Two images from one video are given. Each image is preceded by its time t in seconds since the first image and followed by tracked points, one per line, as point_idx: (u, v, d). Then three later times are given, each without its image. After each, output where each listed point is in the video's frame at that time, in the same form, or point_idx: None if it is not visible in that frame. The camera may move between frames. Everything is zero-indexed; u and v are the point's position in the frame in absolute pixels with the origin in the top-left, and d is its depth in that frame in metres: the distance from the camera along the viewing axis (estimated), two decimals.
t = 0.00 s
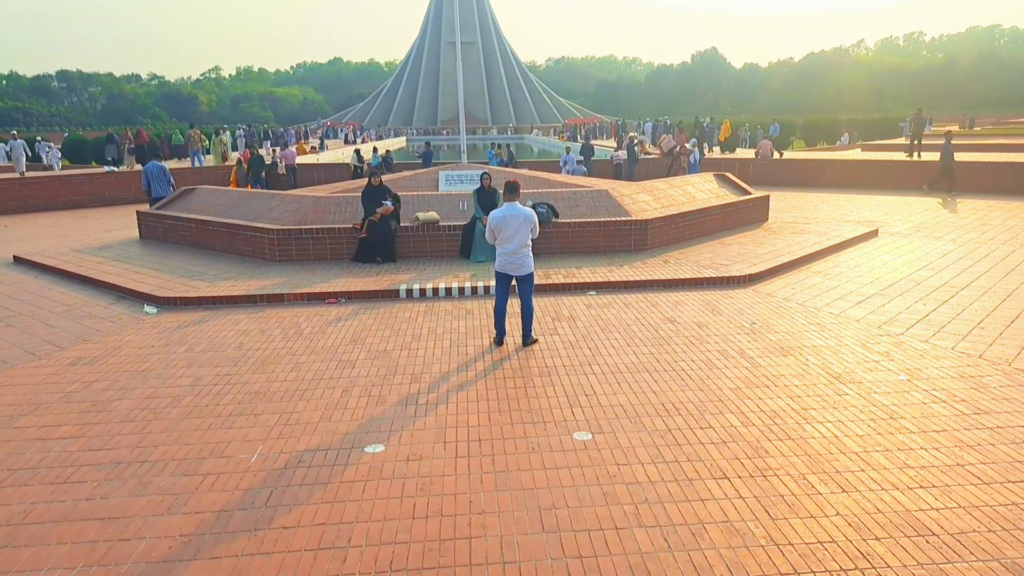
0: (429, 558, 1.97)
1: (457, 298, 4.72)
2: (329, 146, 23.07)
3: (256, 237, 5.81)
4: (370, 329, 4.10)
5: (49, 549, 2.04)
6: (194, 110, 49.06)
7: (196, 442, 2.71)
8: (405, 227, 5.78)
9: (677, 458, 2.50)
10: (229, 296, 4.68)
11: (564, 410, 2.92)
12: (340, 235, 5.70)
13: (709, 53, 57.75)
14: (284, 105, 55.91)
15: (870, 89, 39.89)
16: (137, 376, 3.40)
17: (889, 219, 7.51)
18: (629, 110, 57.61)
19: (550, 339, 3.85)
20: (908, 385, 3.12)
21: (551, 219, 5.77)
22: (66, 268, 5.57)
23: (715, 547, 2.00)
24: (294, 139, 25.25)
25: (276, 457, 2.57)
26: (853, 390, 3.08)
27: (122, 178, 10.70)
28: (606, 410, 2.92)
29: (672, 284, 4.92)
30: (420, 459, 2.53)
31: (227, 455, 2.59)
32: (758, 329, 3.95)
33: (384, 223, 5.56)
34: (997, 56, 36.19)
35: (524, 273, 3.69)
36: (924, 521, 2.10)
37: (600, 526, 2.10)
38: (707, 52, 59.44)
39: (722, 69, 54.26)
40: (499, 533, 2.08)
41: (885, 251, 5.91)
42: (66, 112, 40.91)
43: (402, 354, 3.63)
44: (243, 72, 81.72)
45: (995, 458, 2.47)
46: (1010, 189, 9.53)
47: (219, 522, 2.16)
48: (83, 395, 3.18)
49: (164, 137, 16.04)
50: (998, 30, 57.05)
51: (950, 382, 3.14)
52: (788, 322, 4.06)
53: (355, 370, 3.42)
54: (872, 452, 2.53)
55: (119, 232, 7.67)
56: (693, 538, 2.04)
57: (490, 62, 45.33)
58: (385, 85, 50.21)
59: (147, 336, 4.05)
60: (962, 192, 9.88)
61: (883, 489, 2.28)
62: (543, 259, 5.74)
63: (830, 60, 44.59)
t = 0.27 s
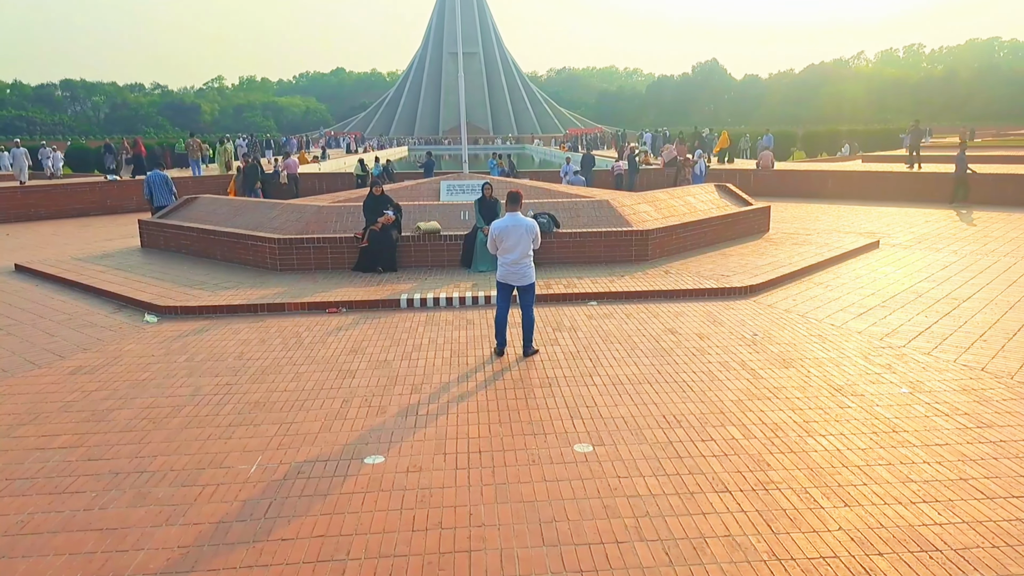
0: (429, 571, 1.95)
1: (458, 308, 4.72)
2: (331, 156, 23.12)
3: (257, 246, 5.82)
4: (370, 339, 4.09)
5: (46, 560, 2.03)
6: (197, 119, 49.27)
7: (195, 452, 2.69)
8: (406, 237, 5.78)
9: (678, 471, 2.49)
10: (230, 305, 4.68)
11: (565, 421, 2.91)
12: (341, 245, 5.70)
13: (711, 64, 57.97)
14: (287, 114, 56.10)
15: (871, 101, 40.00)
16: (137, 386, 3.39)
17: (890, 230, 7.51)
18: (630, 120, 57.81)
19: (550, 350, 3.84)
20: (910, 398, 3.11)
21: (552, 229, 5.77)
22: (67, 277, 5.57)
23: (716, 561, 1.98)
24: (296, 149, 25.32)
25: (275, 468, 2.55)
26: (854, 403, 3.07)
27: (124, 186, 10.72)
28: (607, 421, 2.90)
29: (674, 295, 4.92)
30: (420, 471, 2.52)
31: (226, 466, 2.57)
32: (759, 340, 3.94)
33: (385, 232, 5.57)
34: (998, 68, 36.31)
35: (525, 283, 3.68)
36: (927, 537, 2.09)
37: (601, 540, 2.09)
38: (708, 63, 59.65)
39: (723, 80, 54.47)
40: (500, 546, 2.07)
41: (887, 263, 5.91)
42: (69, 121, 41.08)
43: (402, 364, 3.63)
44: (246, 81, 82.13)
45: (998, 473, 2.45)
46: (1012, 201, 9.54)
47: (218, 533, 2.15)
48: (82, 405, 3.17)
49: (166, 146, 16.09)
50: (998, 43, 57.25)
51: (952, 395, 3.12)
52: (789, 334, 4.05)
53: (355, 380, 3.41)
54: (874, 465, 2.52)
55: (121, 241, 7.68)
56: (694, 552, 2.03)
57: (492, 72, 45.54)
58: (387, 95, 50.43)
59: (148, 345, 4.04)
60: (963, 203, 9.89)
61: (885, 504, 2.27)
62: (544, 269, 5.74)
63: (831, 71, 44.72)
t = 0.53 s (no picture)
0: None
1: (459, 319, 4.73)
2: (333, 167, 23.16)
3: (260, 256, 5.83)
4: (372, 349, 4.09)
5: (46, 570, 2.03)
6: (201, 129, 49.55)
7: (196, 462, 2.69)
8: (408, 247, 5.80)
9: (680, 485, 2.48)
10: (232, 315, 4.68)
11: (567, 434, 2.90)
12: (344, 255, 5.72)
13: (713, 76, 58.13)
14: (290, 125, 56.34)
15: (872, 114, 40.13)
16: (139, 395, 3.39)
17: (892, 243, 7.51)
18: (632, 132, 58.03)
19: (552, 361, 3.84)
20: (913, 412, 3.10)
21: (555, 240, 5.78)
22: (71, 286, 5.58)
23: None
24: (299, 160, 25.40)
25: (276, 478, 2.55)
26: (857, 417, 3.06)
27: (128, 196, 10.77)
28: (609, 434, 2.90)
29: (675, 307, 4.92)
30: (421, 483, 2.51)
31: (227, 476, 2.57)
32: (762, 353, 3.93)
33: (388, 243, 5.58)
34: (999, 82, 36.44)
35: (529, 294, 3.69)
36: (930, 553, 2.07)
37: (602, 554, 2.08)
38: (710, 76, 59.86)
39: (725, 92, 54.70)
40: (501, 559, 2.06)
41: (889, 276, 5.90)
42: (74, 130, 41.33)
43: (403, 375, 3.62)
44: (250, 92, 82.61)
45: (1002, 489, 2.44)
46: (1015, 215, 9.54)
47: (218, 544, 2.14)
48: (84, 414, 3.17)
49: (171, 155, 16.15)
50: (1000, 56, 57.43)
51: (955, 410, 3.11)
52: (791, 347, 4.04)
53: (356, 391, 3.41)
54: (877, 480, 2.51)
55: (124, 250, 7.70)
56: (696, 567, 2.01)
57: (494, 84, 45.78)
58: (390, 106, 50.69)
59: (150, 354, 4.04)
60: (964, 217, 9.90)
61: (888, 519, 2.26)
62: (545, 281, 5.74)
63: (832, 84, 44.87)
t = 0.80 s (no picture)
0: None
1: (462, 329, 4.72)
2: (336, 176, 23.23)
3: (263, 265, 5.83)
4: (374, 360, 4.08)
5: None
6: (205, 139, 49.79)
7: (196, 473, 2.68)
8: (411, 257, 5.80)
9: (683, 498, 2.46)
10: (235, 324, 4.68)
11: (570, 446, 2.89)
12: (347, 265, 5.72)
13: (716, 88, 58.31)
14: (294, 134, 56.59)
15: (875, 126, 40.22)
16: (140, 404, 3.38)
17: (896, 255, 7.50)
18: (635, 143, 58.19)
19: (554, 372, 3.82)
20: (918, 427, 3.07)
21: (558, 250, 5.79)
22: (73, 294, 5.59)
23: None
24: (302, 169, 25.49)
25: (277, 490, 2.53)
26: (862, 431, 3.04)
27: (131, 204, 10.80)
28: (611, 447, 2.88)
29: (678, 319, 4.91)
30: (423, 495, 2.49)
31: (228, 487, 2.56)
32: (766, 366, 3.91)
33: (390, 252, 5.58)
34: (1001, 94, 36.52)
35: (535, 304, 3.69)
36: (936, 569, 2.05)
37: (605, 568, 2.05)
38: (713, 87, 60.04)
39: (728, 103, 54.88)
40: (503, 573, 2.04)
41: (893, 288, 5.89)
42: (79, 139, 41.55)
43: (406, 386, 3.61)
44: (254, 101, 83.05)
45: (1009, 505, 2.41)
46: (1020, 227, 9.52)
47: (218, 556, 2.13)
48: (85, 424, 3.16)
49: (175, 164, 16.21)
50: (1003, 69, 57.56)
51: (961, 424, 3.09)
52: (795, 359, 4.02)
53: (358, 401, 3.40)
54: (882, 495, 2.49)
55: (127, 259, 7.72)
56: None
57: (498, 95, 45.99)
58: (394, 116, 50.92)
59: (152, 363, 4.04)
60: (968, 229, 9.90)
61: (894, 535, 2.23)
62: (548, 291, 5.74)
63: (835, 96, 44.98)
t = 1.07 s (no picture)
0: None
1: (464, 338, 4.73)
2: (339, 184, 23.33)
3: (265, 273, 5.85)
4: (376, 368, 4.09)
5: None
6: (208, 147, 49.99)
7: (198, 481, 2.68)
8: (413, 266, 5.81)
9: (685, 508, 2.46)
10: (237, 332, 4.69)
11: (571, 455, 2.89)
12: (349, 273, 5.74)
13: (717, 97, 58.51)
14: (296, 143, 56.81)
15: (876, 136, 40.33)
16: (143, 412, 3.39)
17: (897, 266, 7.50)
18: (637, 152, 58.35)
19: (556, 381, 3.83)
20: (920, 437, 3.07)
21: (559, 259, 5.81)
22: (77, 302, 5.61)
23: None
24: (304, 178, 25.59)
25: (279, 498, 2.54)
26: (864, 440, 3.04)
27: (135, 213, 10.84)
28: (613, 456, 2.88)
29: (680, 328, 4.91)
30: (425, 504, 2.50)
31: (231, 495, 2.56)
32: (767, 375, 3.91)
33: (392, 261, 5.59)
34: (1002, 105, 36.60)
35: (538, 313, 3.70)
36: None
37: None
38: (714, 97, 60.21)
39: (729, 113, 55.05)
40: None
41: (895, 298, 5.89)
42: (83, 147, 41.76)
43: (408, 394, 3.62)
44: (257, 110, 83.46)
45: (1011, 515, 2.41)
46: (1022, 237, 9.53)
47: (221, 565, 2.13)
48: (88, 431, 3.17)
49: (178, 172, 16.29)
50: (1004, 79, 57.71)
51: (962, 434, 3.09)
52: (796, 369, 4.03)
53: (360, 410, 3.41)
54: (884, 505, 2.48)
55: (130, 267, 7.74)
56: None
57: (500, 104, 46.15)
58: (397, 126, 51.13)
59: (155, 371, 4.05)
60: (969, 239, 9.91)
61: (896, 545, 2.23)
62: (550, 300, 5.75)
63: (836, 106, 45.11)
